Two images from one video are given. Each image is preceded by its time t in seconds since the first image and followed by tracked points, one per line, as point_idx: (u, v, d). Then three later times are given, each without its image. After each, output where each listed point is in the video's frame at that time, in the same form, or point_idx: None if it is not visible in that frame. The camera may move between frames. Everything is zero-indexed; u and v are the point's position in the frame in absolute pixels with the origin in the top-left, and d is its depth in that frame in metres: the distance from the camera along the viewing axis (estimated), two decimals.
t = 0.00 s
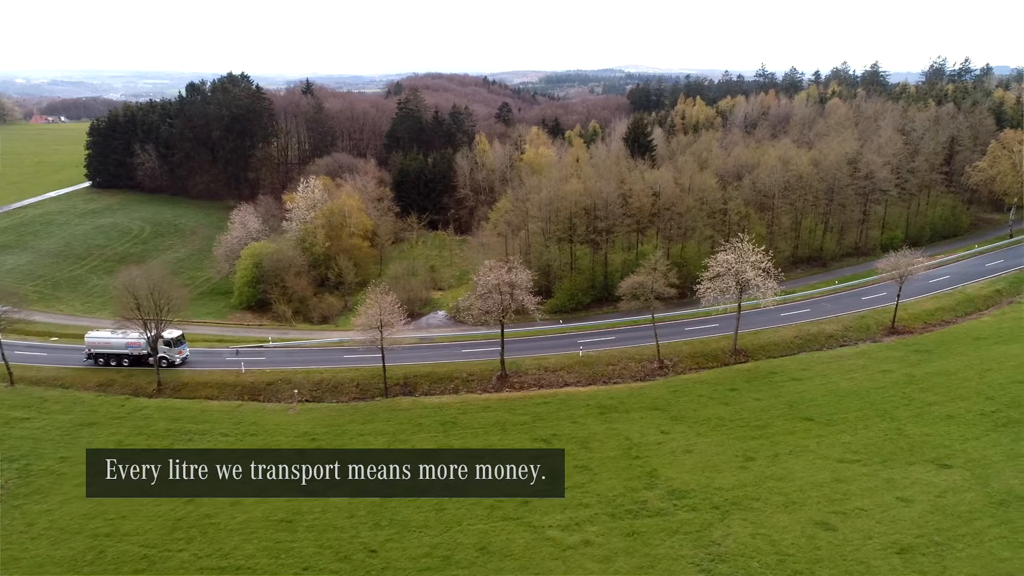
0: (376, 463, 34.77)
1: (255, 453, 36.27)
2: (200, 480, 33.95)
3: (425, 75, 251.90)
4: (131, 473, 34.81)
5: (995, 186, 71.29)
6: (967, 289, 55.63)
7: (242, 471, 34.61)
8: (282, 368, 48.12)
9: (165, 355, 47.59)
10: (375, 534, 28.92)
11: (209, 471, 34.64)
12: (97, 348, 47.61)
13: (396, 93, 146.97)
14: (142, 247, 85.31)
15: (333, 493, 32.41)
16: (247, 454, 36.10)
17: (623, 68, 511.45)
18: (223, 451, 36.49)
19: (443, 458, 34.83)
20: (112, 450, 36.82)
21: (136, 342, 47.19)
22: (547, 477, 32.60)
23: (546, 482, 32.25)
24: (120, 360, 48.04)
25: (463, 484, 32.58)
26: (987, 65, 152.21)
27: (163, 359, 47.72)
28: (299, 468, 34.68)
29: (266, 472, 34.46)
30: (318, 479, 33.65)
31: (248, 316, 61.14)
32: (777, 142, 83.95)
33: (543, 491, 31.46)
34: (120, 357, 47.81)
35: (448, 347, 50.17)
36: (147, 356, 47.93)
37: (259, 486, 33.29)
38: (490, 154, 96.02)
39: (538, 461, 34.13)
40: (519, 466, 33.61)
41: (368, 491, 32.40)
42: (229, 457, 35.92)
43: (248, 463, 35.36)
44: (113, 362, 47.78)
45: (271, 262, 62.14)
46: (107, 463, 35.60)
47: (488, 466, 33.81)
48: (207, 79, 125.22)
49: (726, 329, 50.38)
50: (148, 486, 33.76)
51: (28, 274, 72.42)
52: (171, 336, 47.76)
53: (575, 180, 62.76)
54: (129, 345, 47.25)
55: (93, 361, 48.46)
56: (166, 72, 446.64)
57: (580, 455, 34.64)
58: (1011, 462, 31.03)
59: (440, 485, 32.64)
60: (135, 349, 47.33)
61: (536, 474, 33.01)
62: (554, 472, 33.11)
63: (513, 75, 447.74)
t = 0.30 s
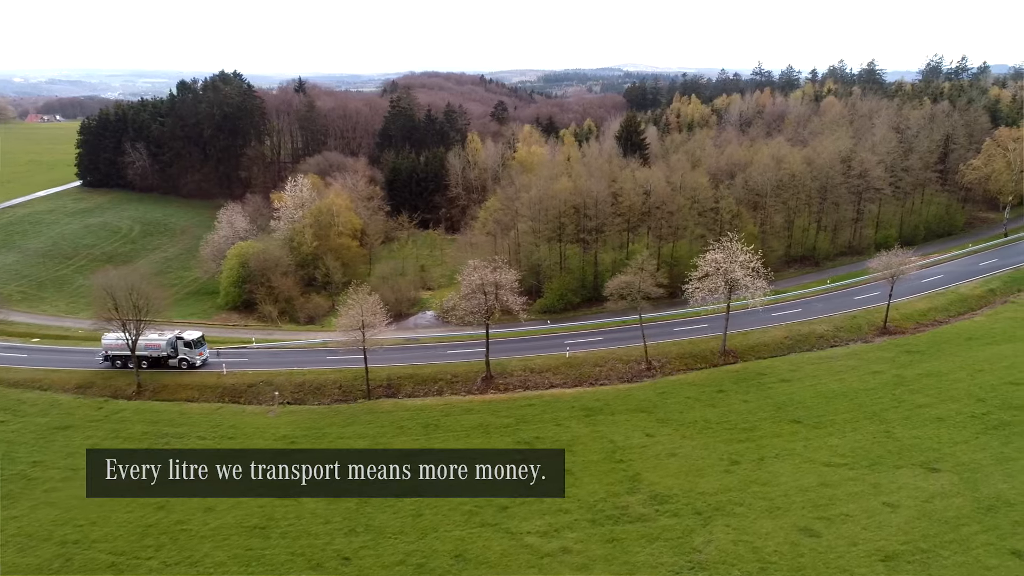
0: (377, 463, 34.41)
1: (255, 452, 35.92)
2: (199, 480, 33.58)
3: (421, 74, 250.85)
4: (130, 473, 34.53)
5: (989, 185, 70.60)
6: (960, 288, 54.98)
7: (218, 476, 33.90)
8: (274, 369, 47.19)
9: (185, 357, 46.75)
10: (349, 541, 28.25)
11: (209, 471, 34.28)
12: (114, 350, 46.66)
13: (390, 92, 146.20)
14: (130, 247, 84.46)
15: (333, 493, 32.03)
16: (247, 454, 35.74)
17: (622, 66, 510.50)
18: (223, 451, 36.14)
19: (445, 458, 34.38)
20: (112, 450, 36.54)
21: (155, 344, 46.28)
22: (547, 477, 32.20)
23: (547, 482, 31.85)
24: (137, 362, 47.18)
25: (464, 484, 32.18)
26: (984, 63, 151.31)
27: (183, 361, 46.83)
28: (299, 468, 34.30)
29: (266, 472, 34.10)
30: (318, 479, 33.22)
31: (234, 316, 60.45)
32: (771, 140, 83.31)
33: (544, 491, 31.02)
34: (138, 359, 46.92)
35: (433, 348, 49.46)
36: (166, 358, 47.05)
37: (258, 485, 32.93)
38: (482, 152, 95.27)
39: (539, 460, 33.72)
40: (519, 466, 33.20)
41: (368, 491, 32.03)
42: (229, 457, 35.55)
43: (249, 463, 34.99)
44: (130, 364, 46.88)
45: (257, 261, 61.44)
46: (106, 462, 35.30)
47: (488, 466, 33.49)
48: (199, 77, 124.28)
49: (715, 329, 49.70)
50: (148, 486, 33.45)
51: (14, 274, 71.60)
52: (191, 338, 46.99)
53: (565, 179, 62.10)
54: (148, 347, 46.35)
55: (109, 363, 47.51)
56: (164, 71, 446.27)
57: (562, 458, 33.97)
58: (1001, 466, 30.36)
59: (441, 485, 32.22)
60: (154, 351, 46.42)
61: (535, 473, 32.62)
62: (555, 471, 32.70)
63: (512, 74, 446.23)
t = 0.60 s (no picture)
0: (377, 463, 34.06)
1: (255, 452, 35.57)
2: (199, 480, 33.27)
3: (417, 72, 249.49)
4: (130, 473, 34.22)
5: (982, 183, 69.97)
6: (952, 288, 54.33)
7: (192, 482, 33.14)
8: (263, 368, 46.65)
9: (205, 359, 45.79)
10: (320, 549, 27.53)
11: (209, 472, 33.95)
12: (132, 352, 45.71)
13: (384, 90, 145.29)
14: (118, 246, 83.52)
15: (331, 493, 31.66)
16: (247, 454, 35.40)
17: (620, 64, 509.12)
18: (213, 454, 35.64)
19: (445, 458, 34.06)
20: (111, 450, 36.25)
21: (175, 345, 45.28)
22: (547, 477, 31.74)
23: (546, 482, 31.39)
24: (156, 364, 46.20)
25: (464, 484, 31.81)
26: (980, 61, 150.64)
27: (204, 362, 45.90)
28: (299, 468, 33.96)
29: (266, 472, 33.75)
30: (318, 479, 32.88)
31: (218, 316, 59.65)
32: (764, 138, 82.68)
33: (544, 491, 30.56)
34: (156, 361, 45.94)
35: (416, 349, 48.75)
36: (185, 360, 46.05)
37: (257, 486, 32.58)
38: (473, 151, 94.55)
39: (539, 460, 33.22)
40: (519, 466, 32.77)
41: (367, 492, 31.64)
42: (229, 457, 35.20)
43: (249, 463, 34.65)
44: (149, 367, 45.94)
45: (242, 261, 60.66)
46: (106, 463, 35.01)
47: (488, 466, 33.18)
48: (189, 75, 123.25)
49: (703, 330, 49.01)
50: (148, 486, 33.13)
51: None
52: (210, 339, 46.01)
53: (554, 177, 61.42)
54: (167, 349, 45.37)
55: (127, 368, 46.58)
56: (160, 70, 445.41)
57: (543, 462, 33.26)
58: (989, 470, 29.67)
59: (440, 485, 31.84)
60: (173, 353, 45.44)
61: (536, 473, 32.16)
62: (555, 471, 32.26)
63: (509, 72, 444.42)
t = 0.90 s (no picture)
0: (377, 462, 33.71)
1: (256, 452, 35.16)
2: (199, 480, 32.89)
3: (412, 70, 248.22)
4: (131, 473, 33.83)
5: (975, 181, 69.32)
6: (944, 287, 53.65)
7: (165, 488, 32.33)
8: (219, 372, 45.21)
9: (226, 359, 44.99)
10: (289, 558, 26.74)
11: (209, 471, 33.56)
12: (151, 354, 44.52)
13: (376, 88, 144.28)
14: (104, 246, 82.55)
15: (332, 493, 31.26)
16: (248, 454, 35.01)
17: (618, 63, 507.76)
18: (186, 459, 34.79)
19: (445, 458, 33.70)
20: (112, 450, 35.84)
21: (194, 347, 44.23)
22: (547, 478, 31.34)
23: (547, 483, 30.98)
24: (174, 366, 45.16)
25: (464, 484, 31.48)
26: (976, 59, 149.85)
27: (224, 363, 45.06)
28: (299, 468, 33.59)
29: (266, 472, 33.37)
30: (318, 479, 32.53)
31: (201, 317, 58.76)
32: (757, 136, 82.00)
33: (543, 491, 30.10)
34: (175, 362, 44.87)
35: (398, 350, 47.95)
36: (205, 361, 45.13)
37: (257, 486, 32.21)
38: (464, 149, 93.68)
39: (539, 460, 32.78)
40: (519, 466, 32.34)
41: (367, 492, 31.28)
42: (230, 457, 34.80)
43: (249, 463, 34.25)
44: (167, 369, 44.86)
45: (226, 260, 59.81)
46: (106, 463, 34.61)
47: (488, 466, 32.80)
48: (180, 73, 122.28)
49: (690, 330, 48.25)
50: (148, 486, 32.77)
51: None
52: (231, 339, 45.22)
53: (542, 175, 60.74)
54: (187, 350, 44.30)
55: (143, 369, 45.41)
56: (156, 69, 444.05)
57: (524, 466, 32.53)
58: (977, 474, 28.95)
59: (440, 485, 31.48)
60: (193, 354, 44.39)
61: (535, 474, 31.75)
62: (555, 472, 31.83)
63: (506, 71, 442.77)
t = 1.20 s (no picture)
0: (376, 462, 33.28)
1: (257, 452, 34.68)
2: (199, 480, 32.45)
3: (408, 68, 246.66)
4: (131, 473, 33.32)
5: (969, 179, 68.55)
6: (936, 287, 52.89)
7: (136, 493, 31.48)
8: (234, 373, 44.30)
9: (248, 360, 44.20)
10: (255, 567, 25.94)
11: (209, 471, 33.11)
12: (170, 355, 43.12)
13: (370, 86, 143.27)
14: (90, 245, 81.55)
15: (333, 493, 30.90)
16: (247, 454, 34.54)
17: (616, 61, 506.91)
18: (156, 464, 33.89)
19: (445, 458, 33.26)
20: (112, 451, 35.34)
21: (217, 347, 43.18)
22: (547, 478, 30.93)
23: (547, 483, 30.60)
24: (194, 367, 43.95)
25: (463, 484, 31.07)
26: (973, 57, 149.01)
27: (247, 364, 44.27)
28: (299, 468, 33.13)
29: (266, 472, 32.91)
30: (319, 479, 32.13)
31: (184, 318, 57.86)
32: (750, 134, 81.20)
33: (544, 492, 29.68)
34: (196, 363, 43.67)
35: (380, 352, 47.09)
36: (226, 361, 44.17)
37: (257, 485, 31.77)
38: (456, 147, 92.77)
39: (540, 461, 32.41)
40: (519, 466, 31.90)
41: (367, 491, 30.87)
42: (231, 457, 34.33)
43: (249, 463, 33.79)
44: (187, 370, 43.58)
45: (209, 260, 58.90)
46: (106, 463, 34.11)
47: (488, 466, 32.32)
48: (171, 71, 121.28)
49: (677, 330, 47.48)
50: (148, 486, 32.23)
51: None
52: (253, 339, 44.44)
53: (529, 173, 59.93)
54: (208, 351, 43.20)
55: (161, 372, 43.82)
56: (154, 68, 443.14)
57: (503, 472, 31.82)
58: (964, 480, 28.18)
59: (440, 485, 31.07)
60: (215, 355, 43.34)
61: (535, 474, 31.32)
62: (555, 472, 31.47)
63: (505, 69, 441.33)
